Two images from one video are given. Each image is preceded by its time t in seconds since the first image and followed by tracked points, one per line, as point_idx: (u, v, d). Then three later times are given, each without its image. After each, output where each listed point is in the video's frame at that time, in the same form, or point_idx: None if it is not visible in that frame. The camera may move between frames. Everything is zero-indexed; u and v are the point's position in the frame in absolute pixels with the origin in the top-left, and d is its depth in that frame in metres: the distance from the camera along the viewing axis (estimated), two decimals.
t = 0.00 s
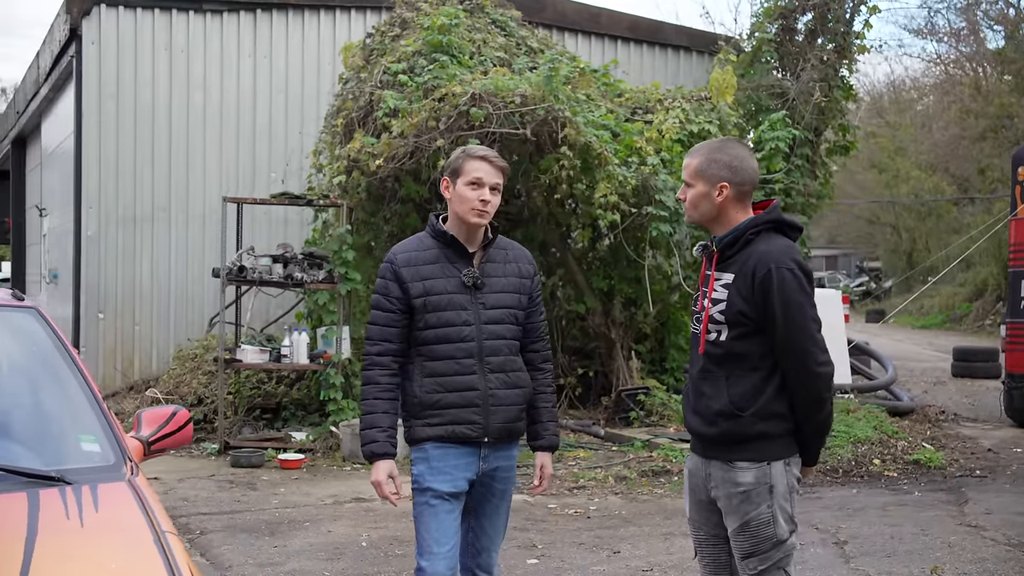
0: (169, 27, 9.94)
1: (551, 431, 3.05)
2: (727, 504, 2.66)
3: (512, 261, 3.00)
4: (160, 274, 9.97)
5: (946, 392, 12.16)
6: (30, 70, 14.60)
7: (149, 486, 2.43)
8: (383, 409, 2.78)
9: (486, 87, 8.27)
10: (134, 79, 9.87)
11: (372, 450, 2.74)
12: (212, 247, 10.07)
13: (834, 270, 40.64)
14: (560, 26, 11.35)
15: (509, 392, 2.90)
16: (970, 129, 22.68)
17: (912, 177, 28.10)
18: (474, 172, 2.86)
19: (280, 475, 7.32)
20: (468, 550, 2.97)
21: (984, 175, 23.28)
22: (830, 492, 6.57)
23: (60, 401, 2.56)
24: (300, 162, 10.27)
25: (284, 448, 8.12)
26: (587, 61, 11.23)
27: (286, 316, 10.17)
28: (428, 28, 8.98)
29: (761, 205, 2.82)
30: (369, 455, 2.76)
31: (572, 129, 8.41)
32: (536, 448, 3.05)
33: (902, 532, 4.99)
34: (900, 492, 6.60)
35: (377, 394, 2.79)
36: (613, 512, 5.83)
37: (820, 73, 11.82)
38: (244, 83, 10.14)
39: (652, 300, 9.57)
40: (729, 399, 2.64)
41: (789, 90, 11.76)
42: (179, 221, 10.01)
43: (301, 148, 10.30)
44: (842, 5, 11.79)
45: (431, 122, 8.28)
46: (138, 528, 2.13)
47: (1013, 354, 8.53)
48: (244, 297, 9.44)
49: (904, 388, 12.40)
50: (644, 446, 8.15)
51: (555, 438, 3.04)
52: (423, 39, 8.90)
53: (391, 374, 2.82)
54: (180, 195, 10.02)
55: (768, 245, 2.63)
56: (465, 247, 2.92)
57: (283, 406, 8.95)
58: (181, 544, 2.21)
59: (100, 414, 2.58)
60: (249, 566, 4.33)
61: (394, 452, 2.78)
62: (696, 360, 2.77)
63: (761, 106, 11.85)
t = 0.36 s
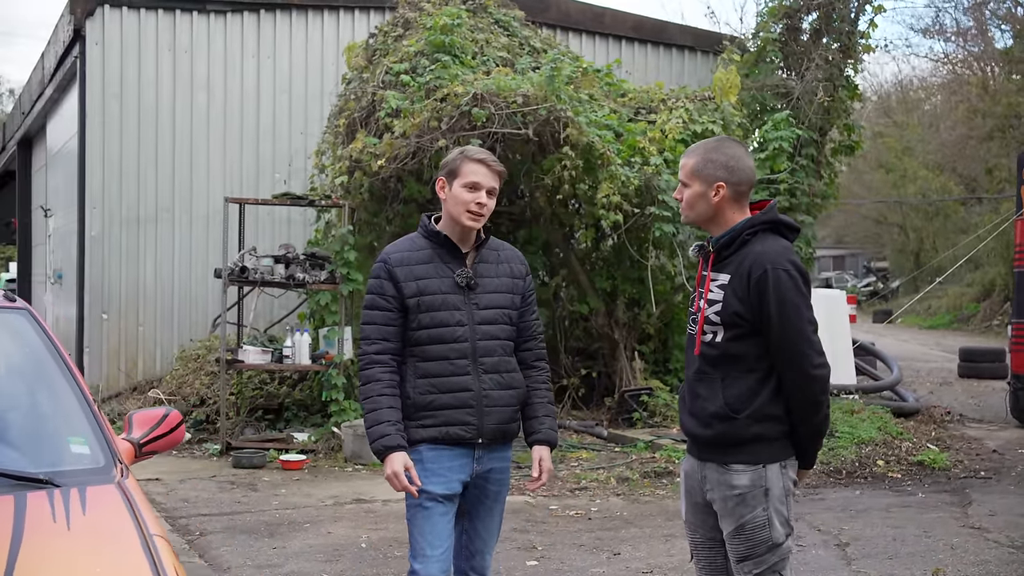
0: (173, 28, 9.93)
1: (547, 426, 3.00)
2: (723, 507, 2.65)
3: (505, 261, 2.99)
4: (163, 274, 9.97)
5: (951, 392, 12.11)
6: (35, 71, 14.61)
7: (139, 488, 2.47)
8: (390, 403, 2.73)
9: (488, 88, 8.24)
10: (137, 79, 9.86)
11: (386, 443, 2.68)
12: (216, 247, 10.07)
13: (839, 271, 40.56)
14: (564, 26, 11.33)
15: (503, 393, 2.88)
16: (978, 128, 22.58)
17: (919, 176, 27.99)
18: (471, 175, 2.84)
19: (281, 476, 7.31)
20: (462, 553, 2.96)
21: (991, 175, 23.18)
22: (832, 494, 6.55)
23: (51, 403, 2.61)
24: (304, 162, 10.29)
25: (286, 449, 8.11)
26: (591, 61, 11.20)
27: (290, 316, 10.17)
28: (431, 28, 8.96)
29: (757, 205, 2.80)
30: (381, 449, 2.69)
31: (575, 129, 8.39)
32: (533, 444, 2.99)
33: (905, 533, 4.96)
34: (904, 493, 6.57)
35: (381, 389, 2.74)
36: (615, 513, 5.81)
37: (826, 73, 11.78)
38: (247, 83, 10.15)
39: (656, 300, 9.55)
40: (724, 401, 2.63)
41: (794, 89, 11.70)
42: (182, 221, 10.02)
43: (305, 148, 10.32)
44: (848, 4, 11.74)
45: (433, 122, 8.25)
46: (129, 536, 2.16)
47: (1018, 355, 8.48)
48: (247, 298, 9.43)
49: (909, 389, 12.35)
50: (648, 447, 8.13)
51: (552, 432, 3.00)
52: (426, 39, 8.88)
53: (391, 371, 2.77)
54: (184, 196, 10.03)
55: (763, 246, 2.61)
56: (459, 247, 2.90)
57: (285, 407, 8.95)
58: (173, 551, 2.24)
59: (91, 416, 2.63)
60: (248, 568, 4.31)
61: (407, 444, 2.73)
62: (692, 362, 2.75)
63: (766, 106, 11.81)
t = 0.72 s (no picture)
0: (185, 29, 9.95)
1: (547, 431, 2.99)
2: (724, 509, 2.62)
3: (506, 260, 2.96)
4: (175, 275, 9.99)
5: (967, 393, 12.00)
6: (49, 72, 14.67)
7: (135, 490, 2.52)
8: (385, 408, 2.71)
9: (498, 87, 8.21)
10: (149, 79, 9.88)
11: (375, 451, 2.66)
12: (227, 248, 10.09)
13: (855, 270, 40.36)
14: (576, 25, 11.30)
15: (503, 394, 2.86)
16: (997, 127, 22.40)
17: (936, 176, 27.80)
18: (472, 177, 2.82)
19: (290, 476, 7.30)
20: (461, 554, 2.94)
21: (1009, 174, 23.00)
22: (844, 495, 6.50)
23: (48, 403, 2.65)
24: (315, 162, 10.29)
25: (296, 449, 8.11)
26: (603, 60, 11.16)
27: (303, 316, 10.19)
28: (441, 27, 8.94)
29: (760, 204, 2.77)
30: (372, 456, 2.67)
31: (585, 128, 8.35)
32: (532, 449, 2.98)
33: (916, 536, 4.91)
34: (917, 495, 6.51)
35: (379, 392, 2.72)
36: (624, 514, 5.78)
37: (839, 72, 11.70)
38: (259, 83, 10.16)
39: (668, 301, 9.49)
40: (726, 402, 2.60)
41: (807, 88, 11.64)
42: (194, 221, 10.03)
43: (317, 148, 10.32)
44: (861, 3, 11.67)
45: (442, 121, 8.23)
46: (125, 543, 2.18)
47: None
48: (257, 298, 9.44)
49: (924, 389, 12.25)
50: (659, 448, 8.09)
51: (551, 437, 2.99)
52: (436, 39, 8.87)
53: (390, 373, 2.76)
54: (196, 196, 10.04)
55: (766, 245, 2.58)
56: (460, 247, 2.88)
57: (296, 407, 8.94)
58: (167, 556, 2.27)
59: (87, 418, 2.67)
60: (253, 569, 4.30)
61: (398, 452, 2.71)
62: (694, 362, 2.72)
63: (779, 105, 11.75)
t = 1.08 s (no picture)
0: (203, 31, 10.00)
1: (551, 433, 2.96)
2: (728, 512, 2.60)
3: (511, 261, 2.95)
4: (193, 276, 10.04)
5: (989, 395, 11.87)
6: (71, 74, 14.79)
7: (134, 490, 2.58)
8: (390, 409, 2.70)
9: (513, 88, 8.18)
10: (168, 80, 9.93)
11: (384, 450, 2.64)
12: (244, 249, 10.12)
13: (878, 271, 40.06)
14: (594, 26, 11.28)
15: (507, 397, 2.84)
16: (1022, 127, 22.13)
17: (959, 175, 27.53)
18: (477, 179, 2.81)
19: (305, 477, 7.32)
20: (463, 557, 2.93)
21: None
22: (860, 498, 6.44)
23: (53, 408, 2.72)
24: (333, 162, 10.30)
25: (311, 450, 8.10)
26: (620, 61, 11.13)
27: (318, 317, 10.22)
28: (456, 28, 8.94)
29: (766, 204, 2.74)
30: (377, 457, 2.66)
31: (600, 128, 8.29)
32: (536, 450, 2.96)
33: (931, 539, 4.86)
34: (934, 498, 6.45)
35: (381, 395, 2.71)
36: (637, 516, 5.75)
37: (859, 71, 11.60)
38: (277, 84, 10.19)
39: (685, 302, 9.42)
40: (730, 404, 2.58)
41: (827, 87, 11.53)
42: (213, 222, 10.08)
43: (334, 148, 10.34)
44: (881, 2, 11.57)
45: (457, 122, 8.21)
46: (120, 542, 2.24)
47: None
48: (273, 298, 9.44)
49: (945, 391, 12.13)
50: (674, 449, 8.05)
51: (555, 439, 2.96)
52: (451, 40, 8.87)
53: (393, 375, 2.75)
54: (214, 197, 10.08)
55: (770, 246, 2.56)
56: (465, 249, 2.86)
57: (310, 408, 8.97)
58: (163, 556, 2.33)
59: (88, 421, 2.73)
60: (264, 570, 4.30)
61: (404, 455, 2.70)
62: (698, 364, 2.69)
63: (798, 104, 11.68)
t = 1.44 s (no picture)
0: (219, 32, 10.03)
1: (553, 436, 2.94)
2: (730, 515, 2.58)
3: (512, 263, 2.93)
4: (208, 276, 10.07)
5: (1008, 396, 11.75)
6: (89, 75, 14.88)
7: (130, 493, 2.58)
8: (390, 410, 2.69)
9: (525, 88, 8.14)
10: (183, 81, 9.97)
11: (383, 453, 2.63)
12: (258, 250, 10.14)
13: (898, 271, 39.76)
14: (609, 26, 11.25)
15: (508, 400, 2.82)
16: None
17: (980, 176, 27.26)
18: (479, 181, 2.79)
19: (316, 477, 7.32)
20: (464, 560, 2.92)
21: None
22: (874, 500, 6.39)
23: (51, 410, 2.72)
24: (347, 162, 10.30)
25: (323, 450, 8.07)
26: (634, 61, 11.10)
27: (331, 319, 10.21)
28: (469, 28, 8.92)
29: (767, 205, 2.73)
30: (378, 459, 2.65)
31: (612, 129, 8.21)
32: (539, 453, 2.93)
33: (945, 542, 4.81)
34: (949, 501, 6.38)
35: (381, 397, 2.70)
36: (648, 518, 5.71)
37: (877, 71, 11.49)
38: (291, 84, 10.21)
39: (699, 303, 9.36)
40: (733, 407, 2.55)
41: (844, 86, 11.46)
42: (228, 222, 10.11)
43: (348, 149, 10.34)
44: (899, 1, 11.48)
45: (469, 123, 8.18)
46: (110, 550, 2.23)
47: None
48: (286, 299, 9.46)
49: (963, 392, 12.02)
50: (687, 451, 8.00)
51: (558, 442, 2.93)
52: (465, 40, 8.86)
53: (393, 377, 2.74)
54: (229, 198, 10.11)
55: (771, 248, 2.53)
56: (466, 251, 2.85)
57: (323, 409, 8.96)
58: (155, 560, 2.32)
59: (86, 424, 2.73)
60: (271, 571, 4.31)
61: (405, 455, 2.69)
62: (701, 367, 2.67)
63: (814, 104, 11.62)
